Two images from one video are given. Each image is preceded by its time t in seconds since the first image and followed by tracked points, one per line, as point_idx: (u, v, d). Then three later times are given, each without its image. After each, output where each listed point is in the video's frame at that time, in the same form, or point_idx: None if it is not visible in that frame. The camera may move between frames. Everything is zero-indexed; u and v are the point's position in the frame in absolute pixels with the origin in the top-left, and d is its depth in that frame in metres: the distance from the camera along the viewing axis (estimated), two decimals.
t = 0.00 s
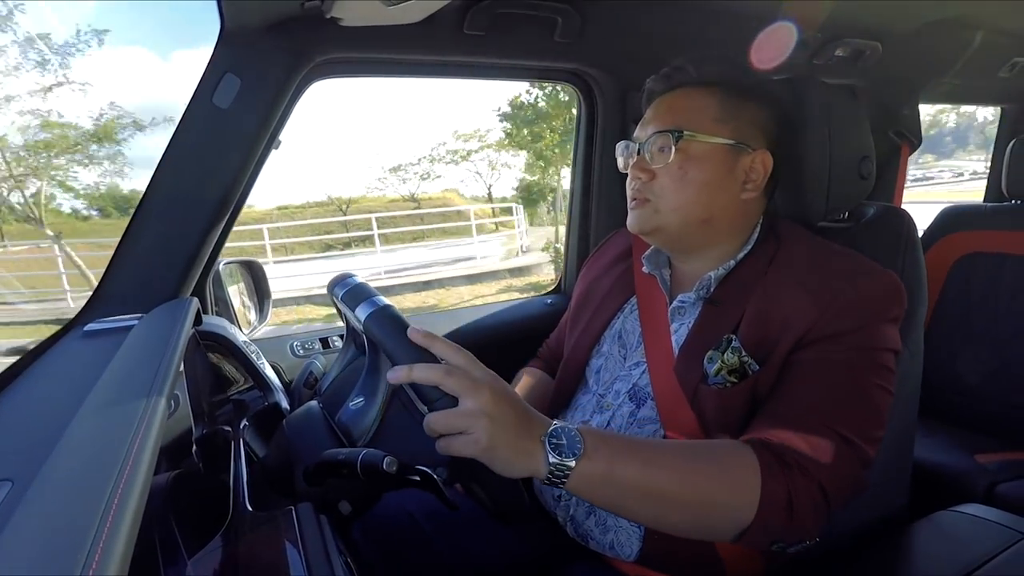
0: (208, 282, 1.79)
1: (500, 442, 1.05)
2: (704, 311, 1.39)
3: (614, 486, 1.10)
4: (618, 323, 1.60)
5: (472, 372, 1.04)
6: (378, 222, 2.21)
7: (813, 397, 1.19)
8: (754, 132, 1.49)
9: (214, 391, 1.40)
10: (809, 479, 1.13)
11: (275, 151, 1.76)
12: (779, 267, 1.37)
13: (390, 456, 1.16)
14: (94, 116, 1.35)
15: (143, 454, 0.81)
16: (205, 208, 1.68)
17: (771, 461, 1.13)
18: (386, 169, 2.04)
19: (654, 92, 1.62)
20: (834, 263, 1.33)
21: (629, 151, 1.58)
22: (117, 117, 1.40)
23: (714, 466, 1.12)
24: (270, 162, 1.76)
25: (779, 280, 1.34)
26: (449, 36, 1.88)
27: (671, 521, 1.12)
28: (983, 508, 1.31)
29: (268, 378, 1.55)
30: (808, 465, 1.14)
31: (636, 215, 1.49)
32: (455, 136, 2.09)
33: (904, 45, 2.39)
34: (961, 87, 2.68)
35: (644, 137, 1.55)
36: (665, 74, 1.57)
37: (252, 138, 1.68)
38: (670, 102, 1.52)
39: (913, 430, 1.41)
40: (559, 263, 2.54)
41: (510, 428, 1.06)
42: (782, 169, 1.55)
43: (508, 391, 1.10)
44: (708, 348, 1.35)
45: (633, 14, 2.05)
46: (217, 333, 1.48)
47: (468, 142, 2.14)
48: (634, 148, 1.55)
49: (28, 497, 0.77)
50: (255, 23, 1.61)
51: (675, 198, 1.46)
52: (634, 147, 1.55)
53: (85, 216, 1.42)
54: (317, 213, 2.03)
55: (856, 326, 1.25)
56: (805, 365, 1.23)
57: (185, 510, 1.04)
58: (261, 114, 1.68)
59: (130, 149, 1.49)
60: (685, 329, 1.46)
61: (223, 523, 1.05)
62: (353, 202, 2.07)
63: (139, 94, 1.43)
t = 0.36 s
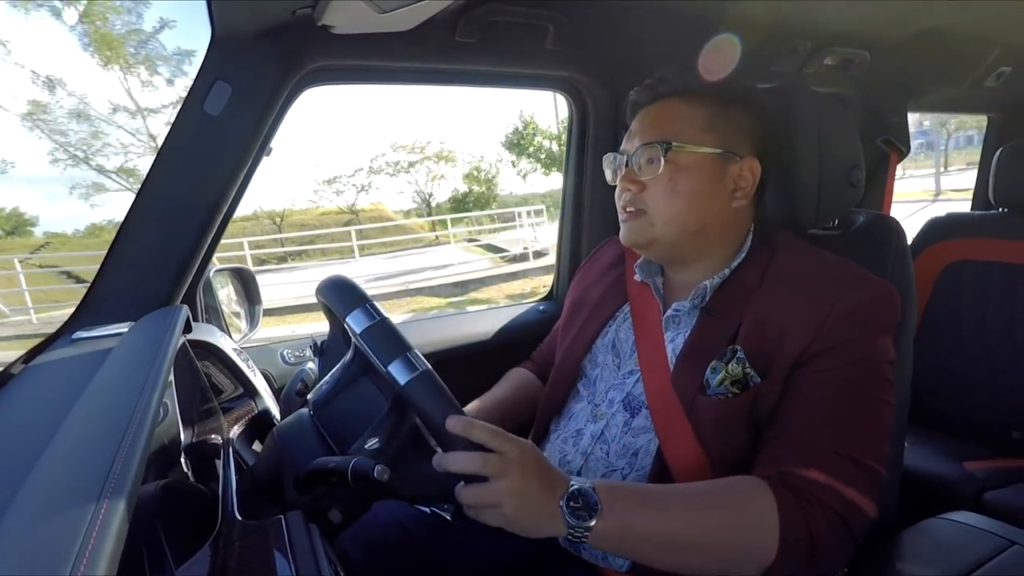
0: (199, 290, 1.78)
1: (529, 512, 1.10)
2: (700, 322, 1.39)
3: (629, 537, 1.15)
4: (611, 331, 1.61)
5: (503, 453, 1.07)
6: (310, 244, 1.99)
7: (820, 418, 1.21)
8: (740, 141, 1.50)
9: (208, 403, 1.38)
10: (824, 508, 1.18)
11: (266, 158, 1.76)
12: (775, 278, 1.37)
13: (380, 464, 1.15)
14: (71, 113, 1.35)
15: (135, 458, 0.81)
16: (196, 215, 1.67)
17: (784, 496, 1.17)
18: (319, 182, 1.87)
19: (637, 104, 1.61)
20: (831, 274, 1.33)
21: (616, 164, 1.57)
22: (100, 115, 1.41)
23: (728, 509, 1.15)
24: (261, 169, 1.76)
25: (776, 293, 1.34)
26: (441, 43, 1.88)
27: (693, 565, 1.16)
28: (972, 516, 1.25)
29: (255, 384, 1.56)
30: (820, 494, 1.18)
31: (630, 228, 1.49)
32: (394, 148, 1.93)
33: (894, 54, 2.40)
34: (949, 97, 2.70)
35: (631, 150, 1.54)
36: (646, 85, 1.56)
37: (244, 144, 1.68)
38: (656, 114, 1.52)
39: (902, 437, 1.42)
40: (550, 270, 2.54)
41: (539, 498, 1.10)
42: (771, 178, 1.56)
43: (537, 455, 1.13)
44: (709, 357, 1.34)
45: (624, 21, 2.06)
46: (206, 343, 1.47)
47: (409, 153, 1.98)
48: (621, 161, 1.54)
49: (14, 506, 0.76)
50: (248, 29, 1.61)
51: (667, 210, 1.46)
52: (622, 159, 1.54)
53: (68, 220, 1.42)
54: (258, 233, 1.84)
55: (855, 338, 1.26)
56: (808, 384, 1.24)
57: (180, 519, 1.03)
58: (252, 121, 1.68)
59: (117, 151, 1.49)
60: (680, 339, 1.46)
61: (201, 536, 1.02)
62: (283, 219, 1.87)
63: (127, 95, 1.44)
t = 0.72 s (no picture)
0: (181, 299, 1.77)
1: (539, 566, 1.11)
2: (684, 329, 1.40)
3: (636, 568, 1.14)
4: (593, 337, 1.61)
5: (502, 520, 1.06)
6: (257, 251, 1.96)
7: (810, 432, 1.22)
8: (718, 148, 1.50)
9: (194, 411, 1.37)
10: (824, 525, 1.19)
11: (250, 167, 1.75)
12: (758, 290, 1.38)
13: (365, 474, 1.15)
14: (41, 116, 1.34)
15: (116, 465, 0.81)
16: (178, 224, 1.67)
17: (783, 517, 1.17)
18: (268, 187, 1.84)
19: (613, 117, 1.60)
20: (814, 285, 1.35)
21: (597, 179, 1.55)
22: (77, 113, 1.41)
23: (725, 537, 1.15)
24: (245, 177, 1.75)
25: (762, 305, 1.35)
26: (427, 53, 1.87)
27: None
28: (956, 524, 1.23)
29: (238, 393, 1.55)
30: (818, 511, 1.19)
31: (617, 240, 1.47)
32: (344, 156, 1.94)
33: (874, 66, 2.43)
34: (928, 109, 2.74)
35: (613, 163, 1.53)
36: (624, 98, 1.55)
37: (227, 153, 1.68)
38: (637, 127, 1.51)
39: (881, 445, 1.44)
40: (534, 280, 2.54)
41: (546, 553, 1.11)
42: (752, 186, 1.57)
43: (542, 507, 1.12)
44: (698, 361, 1.35)
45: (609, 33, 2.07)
46: (189, 354, 1.49)
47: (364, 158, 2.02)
48: (603, 175, 1.53)
49: None
50: (232, 38, 1.60)
51: (654, 220, 1.45)
52: (604, 173, 1.53)
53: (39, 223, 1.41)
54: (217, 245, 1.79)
55: (841, 349, 1.27)
56: (796, 398, 1.25)
57: (164, 521, 1.03)
58: (236, 129, 1.68)
59: (97, 158, 1.49)
60: (662, 346, 1.47)
61: (184, 548, 1.01)
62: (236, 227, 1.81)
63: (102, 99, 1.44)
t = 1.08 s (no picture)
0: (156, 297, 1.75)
1: (512, 552, 1.11)
2: (665, 328, 1.41)
3: (619, 560, 1.14)
4: (574, 335, 1.62)
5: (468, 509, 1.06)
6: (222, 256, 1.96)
7: (790, 430, 1.24)
8: (697, 143, 1.52)
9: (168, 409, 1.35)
10: (804, 522, 1.21)
11: (226, 164, 1.73)
12: (739, 290, 1.39)
13: (343, 472, 1.13)
14: None
15: (88, 462, 0.80)
16: (152, 221, 1.64)
17: (764, 513, 1.19)
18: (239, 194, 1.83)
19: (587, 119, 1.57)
20: (794, 285, 1.36)
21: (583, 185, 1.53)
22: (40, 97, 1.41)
23: (708, 529, 1.16)
24: (221, 175, 1.73)
25: (743, 304, 1.36)
26: (405, 50, 1.86)
27: None
28: (924, 520, 1.25)
29: (214, 393, 1.53)
30: (799, 509, 1.20)
31: (614, 249, 1.46)
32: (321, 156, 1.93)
33: (849, 69, 2.46)
34: (901, 110, 2.78)
35: (601, 170, 1.50)
36: (600, 101, 1.53)
37: (202, 149, 1.66)
38: (621, 131, 1.50)
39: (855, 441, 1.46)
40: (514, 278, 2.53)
41: (518, 540, 1.11)
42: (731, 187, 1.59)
43: (511, 493, 1.11)
44: (676, 360, 1.36)
45: (588, 33, 2.07)
46: (162, 351, 1.47)
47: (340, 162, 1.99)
48: (591, 184, 1.51)
49: None
50: (206, 33, 1.58)
51: (653, 226, 1.44)
52: (591, 181, 1.51)
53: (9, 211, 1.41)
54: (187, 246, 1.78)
55: (819, 347, 1.29)
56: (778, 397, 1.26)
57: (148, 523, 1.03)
58: (211, 125, 1.66)
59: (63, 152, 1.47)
60: (644, 345, 1.48)
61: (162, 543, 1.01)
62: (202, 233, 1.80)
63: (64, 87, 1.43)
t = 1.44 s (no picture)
0: (139, 306, 1.73)
1: (506, 553, 1.03)
2: (654, 339, 1.42)
3: (617, 566, 1.10)
4: (563, 345, 1.62)
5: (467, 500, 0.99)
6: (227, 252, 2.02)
7: (776, 442, 1.24)
8: (705, 162, 1.52)
9: (150, 421, 1.36)
10: (791, 536, 1.20)
11: (212, 172, 1.72)
12: (729, 302, 1.40)
13: (329, 485, 1.13)
14: None
15: (67, 474, 0.80)
16: (137, 228, 1.63)
17: (758, 523, 1.17)
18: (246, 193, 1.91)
19: (598, 122, 1.56)
20: (782, 298, 1.37)
21: (586, 190, 1.53)
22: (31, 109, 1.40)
23: (708, 537, 1.13)
24: (206, 183, 1.72)
25: (732, 316, 1.37)
26: (392, 60, 1.86)
27: None
28: (906, 528, 1.26)
29: (198, 404, 1.52)
30: (789, 523, 1.20)
31: (612, 260, 1.45)
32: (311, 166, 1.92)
33: (832, 80, 2.49)
34: (884, 120, 2.81)
35: (604, 177, 1.50)
36: (614, 105, 1.52)
37: (186, 158, 1.65)
38: (630, 140, 1.49)
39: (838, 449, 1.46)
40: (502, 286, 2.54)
41: (514, 539, 1.03)
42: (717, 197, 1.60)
43: (511, 490, 1.05)
44: (659, 373, 1.36)
45: (575, 43, 2.08)
46: (147, 362, 1.47)
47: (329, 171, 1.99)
48: (595, 190, 1.50)
49: None
50: (192, 42, 1.57)
51: (653, 240, 1.44)
52: (595, 187, 1.50)
53: None
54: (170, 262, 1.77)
55: (805, 358, 1.30)
56: (764, 409, 1.27)
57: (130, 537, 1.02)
58: (196, 133, 1.65)
59: (49, 161, 1.46)
60: (631, 356, 1.48)
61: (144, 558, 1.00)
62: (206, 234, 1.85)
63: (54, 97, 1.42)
